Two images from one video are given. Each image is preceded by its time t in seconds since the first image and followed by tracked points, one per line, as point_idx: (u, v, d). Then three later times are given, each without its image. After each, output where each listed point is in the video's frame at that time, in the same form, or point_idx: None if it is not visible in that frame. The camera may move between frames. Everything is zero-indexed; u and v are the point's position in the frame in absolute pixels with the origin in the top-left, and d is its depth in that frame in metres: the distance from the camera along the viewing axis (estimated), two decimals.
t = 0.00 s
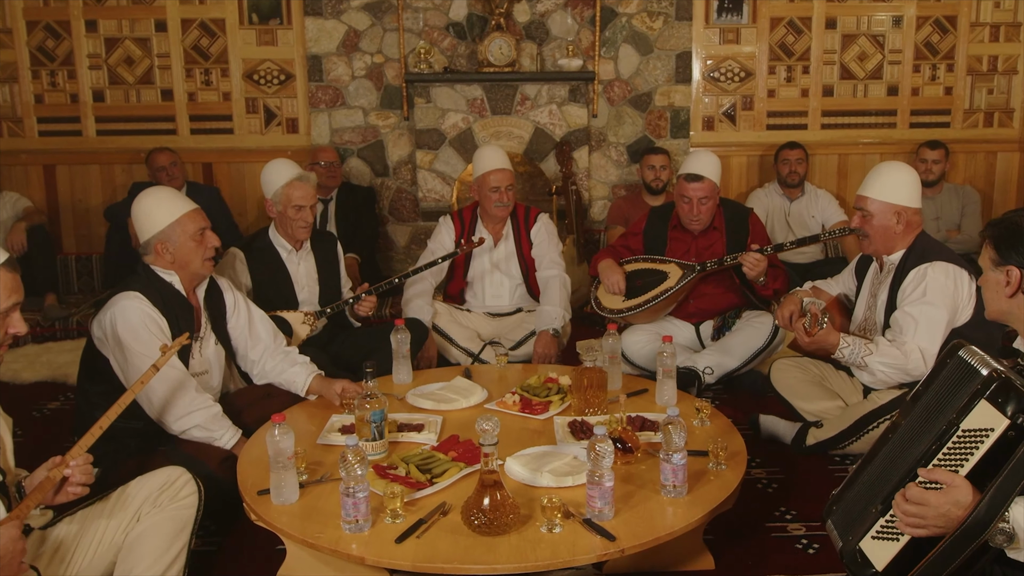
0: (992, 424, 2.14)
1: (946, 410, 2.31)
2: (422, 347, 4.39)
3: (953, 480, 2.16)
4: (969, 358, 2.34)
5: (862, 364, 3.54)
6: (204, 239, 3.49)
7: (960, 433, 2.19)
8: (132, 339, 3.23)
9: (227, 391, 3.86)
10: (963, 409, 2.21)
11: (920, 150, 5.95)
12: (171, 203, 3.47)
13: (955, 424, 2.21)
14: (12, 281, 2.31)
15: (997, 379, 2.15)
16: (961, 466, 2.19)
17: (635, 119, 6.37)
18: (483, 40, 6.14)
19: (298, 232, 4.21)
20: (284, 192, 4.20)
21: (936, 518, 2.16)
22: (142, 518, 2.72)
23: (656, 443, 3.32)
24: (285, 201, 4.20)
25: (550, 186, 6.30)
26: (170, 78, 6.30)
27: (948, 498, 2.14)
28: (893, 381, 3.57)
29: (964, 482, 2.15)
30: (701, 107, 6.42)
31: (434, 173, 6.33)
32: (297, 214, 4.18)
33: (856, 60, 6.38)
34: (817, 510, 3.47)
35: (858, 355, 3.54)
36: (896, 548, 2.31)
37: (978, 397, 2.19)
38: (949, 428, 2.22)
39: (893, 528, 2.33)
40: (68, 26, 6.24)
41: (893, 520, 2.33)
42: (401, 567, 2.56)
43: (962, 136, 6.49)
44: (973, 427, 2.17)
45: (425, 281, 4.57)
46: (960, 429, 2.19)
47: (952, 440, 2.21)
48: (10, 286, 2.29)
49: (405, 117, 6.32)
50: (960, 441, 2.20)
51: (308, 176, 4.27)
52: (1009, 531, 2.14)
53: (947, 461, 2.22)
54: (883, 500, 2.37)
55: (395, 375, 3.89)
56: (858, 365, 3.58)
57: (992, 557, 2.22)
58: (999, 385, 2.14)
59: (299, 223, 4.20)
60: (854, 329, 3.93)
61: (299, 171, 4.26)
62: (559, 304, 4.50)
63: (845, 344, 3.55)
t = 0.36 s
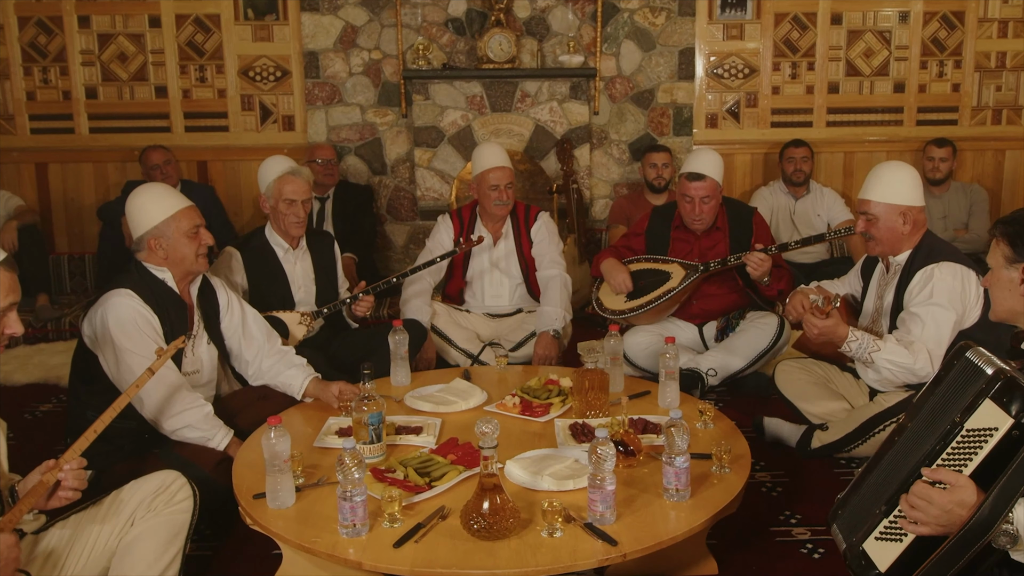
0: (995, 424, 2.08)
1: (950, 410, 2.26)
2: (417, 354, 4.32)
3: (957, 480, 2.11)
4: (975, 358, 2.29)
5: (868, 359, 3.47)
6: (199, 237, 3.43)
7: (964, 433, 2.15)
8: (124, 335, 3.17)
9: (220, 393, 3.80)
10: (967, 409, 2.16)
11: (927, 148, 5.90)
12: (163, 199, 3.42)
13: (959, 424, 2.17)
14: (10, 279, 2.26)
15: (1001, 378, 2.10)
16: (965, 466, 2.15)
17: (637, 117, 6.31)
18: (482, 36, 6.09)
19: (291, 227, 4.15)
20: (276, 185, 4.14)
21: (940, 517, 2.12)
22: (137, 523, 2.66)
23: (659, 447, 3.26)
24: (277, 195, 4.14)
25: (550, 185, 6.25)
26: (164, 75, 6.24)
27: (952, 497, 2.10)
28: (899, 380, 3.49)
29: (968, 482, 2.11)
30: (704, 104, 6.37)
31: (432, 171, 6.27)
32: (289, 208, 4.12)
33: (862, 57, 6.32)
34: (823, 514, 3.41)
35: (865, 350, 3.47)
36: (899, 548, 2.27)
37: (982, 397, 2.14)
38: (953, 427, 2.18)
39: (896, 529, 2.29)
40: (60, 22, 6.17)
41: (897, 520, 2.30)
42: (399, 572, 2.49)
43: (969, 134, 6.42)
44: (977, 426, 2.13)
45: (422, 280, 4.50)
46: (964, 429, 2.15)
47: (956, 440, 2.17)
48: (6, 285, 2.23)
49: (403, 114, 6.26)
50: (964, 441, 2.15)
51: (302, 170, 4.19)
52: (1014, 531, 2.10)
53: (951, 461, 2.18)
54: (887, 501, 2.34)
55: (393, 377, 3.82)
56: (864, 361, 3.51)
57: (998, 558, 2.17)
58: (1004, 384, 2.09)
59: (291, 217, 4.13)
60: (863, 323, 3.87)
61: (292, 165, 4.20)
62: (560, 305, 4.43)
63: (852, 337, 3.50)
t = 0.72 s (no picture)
0: (1001, 424, 2.06)
1: (955, 409, 2.23)
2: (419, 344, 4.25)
3: (961, 480, 2.08)
4: (981, 356, 2.26)
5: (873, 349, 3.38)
6: (201, 240, 3.37)
7: (969, 433, 2.13)
8: (119, 335, 3.11)
9: (214, 396, 3.73)
10: (972, 409, 2.14)
11: (934, 146, 5.84)
12: (168, 200, 3.35)
13: (965, 424, 2.15)
14: None
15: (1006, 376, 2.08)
16: (969, 466, 2.12)
17: (639, 114, 6.26)
18: (481, 32, 6.02)
19: (282, 224, 4.08)
20: (266, 179, 4.07)
21: (943, 518, 2.09)
22: (130, 527, 2.60)
23: (661, 450, 3.20)
24: (267, 192, 4.07)
25: (551, 183, 6.19)
26: (158, 71, 6.17)
27: (955, 499, 2.07)
28: (900, 373, 3.40)
29: (972, 483, 2.08)
30: (707, 101, 6.30)
31: (430, 169, 6.20)
32: (279, 204, 4.05)
33: (868, 53, 6.26)
34: (828, 518, 3.35)
35: (870, 338, 3.39)
36: (903, 549, 2.25)
37: (988, 396, 2.12)
38: (957, 426, 2.15)
39: (900, 529, 2.27)
40: (53, 18, 6.12)
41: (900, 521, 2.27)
42: None
43: (977, 132, 6.36)
44: (983, 426, 2.11)
45: (421, 278, 4.45)
46: (969, 429, 2.13)
47: (960, 441, 2.15)
48: None
49: (401, 112, 6.21)
50: (969, 441, 2.13)
51: (291, 166, 4.12)
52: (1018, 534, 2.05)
53: (955, 462, 2.16)
54: (891, 500, 2.31)
55: (392, 379, 3.76)
56: (868, 351, 3.42)
57: (1002, 560, 2.12)
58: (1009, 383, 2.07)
59: (282, 213, 4.06)
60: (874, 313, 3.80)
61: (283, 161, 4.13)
62: (561, 306, 4.37)
63: (859, 323, 3.40)
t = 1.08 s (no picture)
0: (1004, 424, 2.04)
1: (958, 408, 2.20)
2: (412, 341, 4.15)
3: (965, 482, 2.04)
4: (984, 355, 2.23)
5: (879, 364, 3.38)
6: (199, 241, 3.33)
7: (972, 434, 2.10)
8: (113, 338, 3.05)
9: (209, 398, 3.67)
10: (976, 409, 2.11)
11: (941, 144, 5.78)
12: (166, 200, 3.29)
13: (968, 424, 2.11)
14: None
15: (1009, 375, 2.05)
16: (973, 468, 2.09)
17: (641, 111, 6.21)
18: (481, 28, 5.96)
19: (274, 221, 4.04)
20: (257, 177, 4.02)
21: (947, 521, 2.04)
22: (123, 531, 2.55)
23: (664, 452, 3.14)
24: (257, 189, 4.02)
25: (551, 181, 6.12)
26: (152, 68, 6.12)
27: (959, 501, 2.03)
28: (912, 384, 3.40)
29: (976, 485, 2.04)
30: (710, 98, 6.23)
31: (429, 168, 6.14)
32: (271, 201, 4.01)
33: (874, 49, 6.20)
34: (834, 523, 3.29)
35: (874, 354, 3.39)
36: (905, 552, 2.20)
37: (992, 396, 2.08)
38: (960, 426, 2.12)
39: (903, 532, 2.22)
40: (45, 14, 6.06)
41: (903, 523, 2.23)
42: None
43: (985, 129, 6.30)
44: (986, 427, 2.07)
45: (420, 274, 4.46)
46: (972, 429, 2.10)
47: (964, 441, 2.11)
48: None
49: (399, 109, 6.16)
50: (971, 442, 2.10)
51: (280, 163, 4.06)
52: None
53: (958, 464, 2.12)
54: (895, 502, 2.26)
55: (390, 381, 3.71)
56: (875, 365, 3.42)
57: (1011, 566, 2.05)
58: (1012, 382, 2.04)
59: (274, 210, 4.03)
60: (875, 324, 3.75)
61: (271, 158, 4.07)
62: (561, 306, 4.31)
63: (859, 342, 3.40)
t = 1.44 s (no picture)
0: (1010, 435, 1.98)
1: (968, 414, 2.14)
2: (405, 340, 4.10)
3: (953, 499, 2.01)
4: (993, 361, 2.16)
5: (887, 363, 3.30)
6: (195, 241, 3.26)
7: (977, 443, 2.04)
8: (106, 340, 3.00)
9: (204, 400, 3.61)
10: (983, 416, 2.04)
11: (948, 142, 5.73)
12: (162, 199, 3.22)
13: (974, 433, 2.05)
14: None
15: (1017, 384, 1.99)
16: (971, 484, 2.05)
17: (643, 109, 6.16)
18: (480, 24, 5.91)
19: (261, 216, 3.99)
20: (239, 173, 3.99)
21: (934, 537, 2.02)
22: (116, 535, 2.50)
23: (666, 455, 3.08)
24: (241, 186, 3.97)
25: (552, 180, 6.07)
26: (146, 65, 6.07)
27: (947, 517, 2.00)
28: (920, 385, 3.33)
29: (965, 504, 2.00)
30: (713, 95, 6.19)
31: (429, 166, 6.09)
32: (256, 195, 3.96)
33: (880, 46, 6.14)
34: (839, 526, 3.23)
35: (883, 353, 3.31)
36: (907, 560, 2.18)
37: (999, 404, 2.02)
38: (966, 434, 2.07)
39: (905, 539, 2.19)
40: (37, 10, 6.00)
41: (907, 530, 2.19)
42: None
43: (992, 127, 6.24)
44: (991, 436, 2.02)
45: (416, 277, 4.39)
46: (978, 438, 2.04)
47: (968, 450, 2.06)
48: None
49: (397, 106, 6.11)
50: (975, 452, 2.05)
51: (262, 158, 4.04)
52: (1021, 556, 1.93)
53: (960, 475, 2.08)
54: (899, 509, 2.23)
55: (387, 383, 3.65)
56: (883, 365, 3.35)
57: None
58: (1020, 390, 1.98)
59: (259, 205, 3.97)
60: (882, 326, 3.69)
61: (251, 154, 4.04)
62: (562, 306, 4.25)
63: (869, 340, 3.33)
